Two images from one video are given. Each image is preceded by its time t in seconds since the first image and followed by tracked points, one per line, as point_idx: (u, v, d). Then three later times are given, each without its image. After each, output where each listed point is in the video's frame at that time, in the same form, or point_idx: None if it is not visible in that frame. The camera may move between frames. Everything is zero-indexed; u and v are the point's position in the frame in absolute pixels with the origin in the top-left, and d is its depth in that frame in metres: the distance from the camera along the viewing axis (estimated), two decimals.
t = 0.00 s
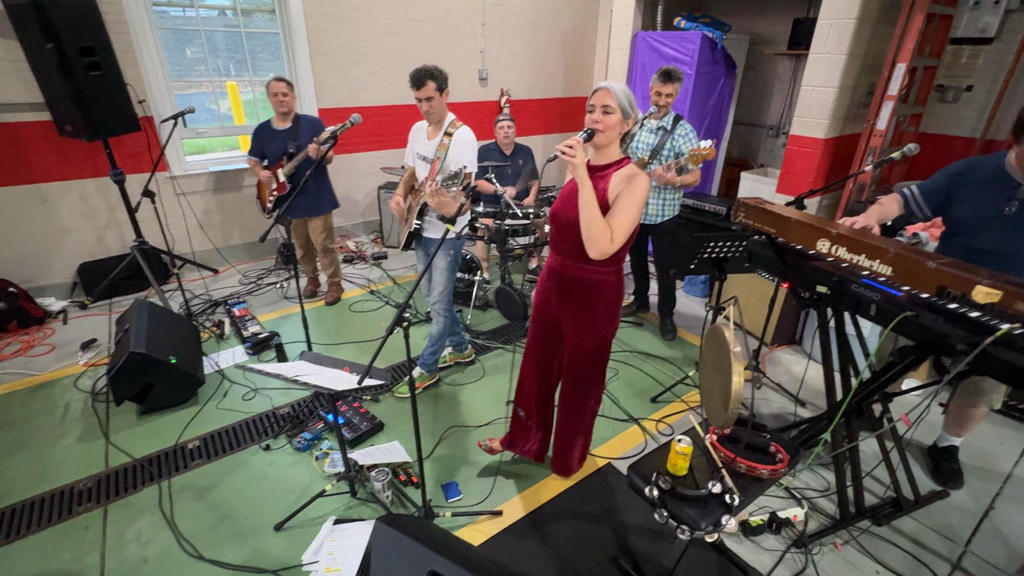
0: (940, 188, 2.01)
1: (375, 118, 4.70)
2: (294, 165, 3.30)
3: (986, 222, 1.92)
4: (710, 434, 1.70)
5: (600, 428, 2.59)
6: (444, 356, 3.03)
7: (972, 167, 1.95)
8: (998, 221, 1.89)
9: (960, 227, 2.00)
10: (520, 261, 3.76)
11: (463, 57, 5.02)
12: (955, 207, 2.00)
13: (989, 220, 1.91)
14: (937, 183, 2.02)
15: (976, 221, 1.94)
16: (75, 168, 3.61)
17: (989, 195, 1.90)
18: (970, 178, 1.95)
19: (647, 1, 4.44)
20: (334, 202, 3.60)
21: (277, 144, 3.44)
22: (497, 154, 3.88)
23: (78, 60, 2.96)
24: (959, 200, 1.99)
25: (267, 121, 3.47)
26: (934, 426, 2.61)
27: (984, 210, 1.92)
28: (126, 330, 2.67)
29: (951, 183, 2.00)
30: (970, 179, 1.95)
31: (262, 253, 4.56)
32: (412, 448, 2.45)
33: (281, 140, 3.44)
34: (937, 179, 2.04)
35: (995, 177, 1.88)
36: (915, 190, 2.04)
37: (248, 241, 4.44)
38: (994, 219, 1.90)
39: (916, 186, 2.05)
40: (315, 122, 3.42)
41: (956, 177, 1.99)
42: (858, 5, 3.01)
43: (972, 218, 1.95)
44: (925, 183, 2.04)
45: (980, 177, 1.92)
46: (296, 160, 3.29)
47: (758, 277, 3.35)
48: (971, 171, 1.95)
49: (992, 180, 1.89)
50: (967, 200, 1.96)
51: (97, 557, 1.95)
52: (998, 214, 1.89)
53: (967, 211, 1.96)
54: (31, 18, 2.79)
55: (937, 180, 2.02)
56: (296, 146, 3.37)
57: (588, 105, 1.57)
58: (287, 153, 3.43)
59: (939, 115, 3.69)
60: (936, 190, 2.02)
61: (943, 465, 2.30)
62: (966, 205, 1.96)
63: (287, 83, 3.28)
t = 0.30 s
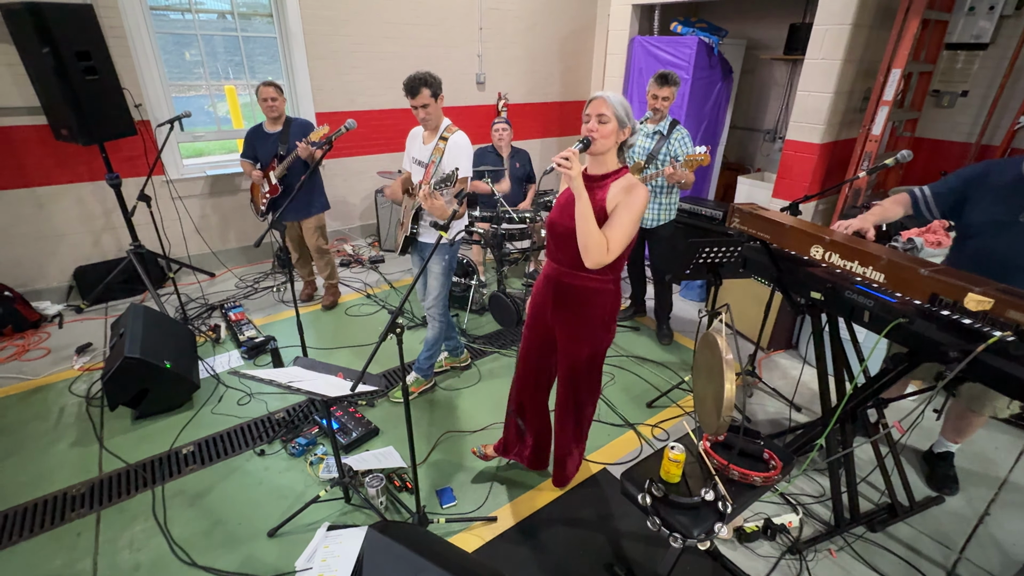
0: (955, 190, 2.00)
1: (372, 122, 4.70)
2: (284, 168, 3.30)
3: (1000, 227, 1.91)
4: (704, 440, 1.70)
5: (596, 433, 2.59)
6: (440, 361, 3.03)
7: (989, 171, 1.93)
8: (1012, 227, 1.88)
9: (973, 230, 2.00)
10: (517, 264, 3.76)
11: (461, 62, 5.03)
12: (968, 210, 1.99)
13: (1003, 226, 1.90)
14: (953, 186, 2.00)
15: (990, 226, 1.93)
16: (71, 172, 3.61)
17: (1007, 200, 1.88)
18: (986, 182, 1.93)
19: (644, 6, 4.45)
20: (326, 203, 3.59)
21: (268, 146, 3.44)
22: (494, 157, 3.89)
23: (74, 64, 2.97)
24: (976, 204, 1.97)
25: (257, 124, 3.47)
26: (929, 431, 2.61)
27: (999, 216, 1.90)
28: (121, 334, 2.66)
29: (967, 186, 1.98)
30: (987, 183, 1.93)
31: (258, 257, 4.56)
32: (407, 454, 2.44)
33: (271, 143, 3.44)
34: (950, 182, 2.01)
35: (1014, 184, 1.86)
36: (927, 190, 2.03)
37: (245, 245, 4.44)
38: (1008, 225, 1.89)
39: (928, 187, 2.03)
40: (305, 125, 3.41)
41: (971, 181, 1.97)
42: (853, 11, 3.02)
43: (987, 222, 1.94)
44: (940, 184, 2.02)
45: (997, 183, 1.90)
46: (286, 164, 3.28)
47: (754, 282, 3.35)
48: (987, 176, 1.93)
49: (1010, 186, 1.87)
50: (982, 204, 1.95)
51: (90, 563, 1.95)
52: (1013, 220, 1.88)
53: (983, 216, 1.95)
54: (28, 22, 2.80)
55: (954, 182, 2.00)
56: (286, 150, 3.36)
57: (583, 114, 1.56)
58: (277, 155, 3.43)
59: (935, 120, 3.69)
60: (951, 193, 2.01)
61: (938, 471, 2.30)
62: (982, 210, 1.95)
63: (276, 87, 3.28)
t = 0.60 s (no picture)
0: (954, 199, 2.00)
1: (372, 122, 4.69)
2: (282, 168, 3.29)
3: (1000, 235, 1.89)
4: (705, 444, 1.69)
5: (597, 435, 2.58)
6: (440, 362, 3.02)
7: (988, 178, 1.92)
8: (1011, 234, 1.87)
9: (973, 238, 1.99)
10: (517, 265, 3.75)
11: (461, 62, 5.02)
12: (970, 219, 1.98)
13: (1004, 234, 1.88)
14: (952, 194, 2.01)
15: (990, 234, 1.92)
16: (71, 172, 3.60)
17: (1006, 208, 1.87)
18: (986, 191, 1.93)
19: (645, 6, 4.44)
20: (326, 205, 3.57)
21: (267, 146, 3.44)
22: (494, 158, 3.87)
23: (73, 65, 2.96)
24: (976, 211, 1.96)
25: (257, 124, 3.48)
26: (932, 434, 2.59)
27: (998, 223, 1.89)
28: (120, 336, 2.65)
29: (967, 194, 1.98)
30: (987, 190, 1.93)
31: (258, 257, 4.55)
32: (407, 456, 2.43)
33: (270, 143, 3.44)
34: (950, 189, 2.01)
35: (1012, 191, 1.85)
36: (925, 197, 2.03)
37: (245, 245, 4.43)
38: (1007, 233, 1.88)
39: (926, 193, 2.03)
40: (304, 126, 3.40)
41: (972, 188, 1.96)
42: (855, 11, 3.01)
43: (986, 230, 1.93)
44: (938, 191, 2.03)
45: (996, 190, 1.90)
46: (284, 163, 3.27)
47: (756, 283, 3.34)
48: (986, 183, 1.93)
49: (1010, 193, 1.86)
50: (983, 213, 1.94)
51: (88, 566, 1.94)
52: (1012, 228, 1.87)
53: (984, 223, 1.94)
54: (27, 22, 2.79)
55: (954, 190, 2.00)
56: (284, 150, 3.35)
57: (593, 114, 1.55)
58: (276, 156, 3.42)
59: (937, 121, 3.68)
60: (950, 200, 2.01)
61: (941, 474, 2.28)
62: (982, 217, 1.94)
63: (275, 87, 3.27)
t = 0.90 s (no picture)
0: (932, 196, 2.01)
1: (370, 124, 4.69)
2: (281, 171, 3.28)
3: (980, 228, 1.90)
4: (703, 447, 1.70)
5: (595, 438, 2.58)
6: (438, 365, 3.01)
7: (963, 176, 1.95)
8: (990, 226, 1.88)
9: (953, 232, 1.99)
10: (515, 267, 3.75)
11: (460, 64, 5.03)
12: (950, 215, 1.99)
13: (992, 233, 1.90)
14: (930, 191, 2.02)
15: (970, 227, 1.93)
16: (68, 175, 3.60)
17: (983, 201, 1.89)
18: (961, 186, 1.95)
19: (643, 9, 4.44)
20: (324, 208, 3.57)
21: (267, 149, 3.44)
22: (492, 160, 3.88)
23: (70, 67, 2.95)
24: (954, 207, 1.98)
25: (258, 126, 3.48)
26: (929, 436, 2.60)
27: (976, 216, 1.91)
28: (117, 339, 2.64)
29: (944, 191, 2.00)
30: (963, 186, 1.94)
31: (256, 260, 4.55)
32: (405, 459, 2.43)
33: (270, 146, 3.44)
34: (929, 187, 2.03)
35: (989, 185, 1.87)
36: (905, 197, 2.05)
37: (243, 248, 4.43)
38: (986, 225, 1.89)
39: (907, 193, 2.05)
40: (304, 129, 3.40)
41: (947, 186, 1.99)
42: (852, 14, 3.02)
43: (965, 223, 1.94)
44: (919, 189, 2.04)
45: (972, 185, 1.92)
46: (283, 165, 3.27)
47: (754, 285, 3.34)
48: (962, 180, 1.95)
49: (983, 187, 1.89)
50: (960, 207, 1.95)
51: (85, 571, 1.93)
52: (990, 220, 1.88)
53: (962, 219, 1.95)
54: (24, 25, 2.79)
55: (930, 187, 2.02)
56: (284, 153, 3.35)
57: (588, 124, 1.54)
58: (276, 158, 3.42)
59: (933, 123, 3.69)
60: (929, 198, 2.02)
61: (938, 476, 2.29)
62: (961, 211, 1.95)
63: (277, 91, 3.28)
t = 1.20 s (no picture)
0: (916, 198, 2.03)
1: (368, 124, 4.69)
2: (281, 171, 3.29)
3: (966, 228, 1.92)
4: (700, 447, 1.69)
5: (592, 438, 2.57)
6: (436, 365, 3.01)
7: (944, 176, 1.99)
8: (973, 227, 1.90)
9: (937, 233, 2.01)
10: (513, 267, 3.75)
11: (458, 63, 5.02)
12: (933, 216, 2.01)
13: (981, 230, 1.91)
14: (913, 194, 2.04)
15: (953, 228, 1.95)
16: (65, 175, 3.59)
17: (964, 203, 1.91)
18: (943, 188, 1.99)
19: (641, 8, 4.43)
20: (323, 209, 3.57)
21: (268, 148, 3.43)
22: (489, 160, 3.87)
23: (67, 68, 2.95)
24: (937, 209, 2.00)
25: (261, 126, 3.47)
26: (926, 435, 2.60)
27: (958, 218, 1.93)
28: (114, 339, 2.64)
29: (927, 193, 2.03)
30: (944, 188, 1.98)
31: (254, 260, 4.54)
32: (403, 459, 2.43)
33: (273, 145, 3.43)
34: (913, 190, 2.04)
35: (970, 186, 1.90)
36: (892, 203, 2.06)
37: (241, 248, 4.42)
38: (969, 226, 1.91)
39: (892, 199, 2.07)
40: (306, 129, 3.39)
41: (930, 188, 2.02)
42: (850, 13, 3.01)
43: (949, 224, 1.96)
44: (904, 195, 2.06)
45: (954, 186, 1.95)
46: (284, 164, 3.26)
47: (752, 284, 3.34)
48: (944, 181, 1.98)
49: (968, 187, 1.91)
50: (946, 208, 1.96)
51: (81, 572, 1.93)
52: (973, 221, 1.91)
53: (946, 218, 1.97)
54: (20, 25, 2.78)
55: (913, 190, 2.04)
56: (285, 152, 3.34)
57: (571, 122, 1.56)
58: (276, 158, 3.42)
59: (931, 122, 3.69)
60: (914, 201, 2.04)
61: (936, 476, 2.28)
62: (944, 213, 1.97)
63: (280, 92, 3.27)
